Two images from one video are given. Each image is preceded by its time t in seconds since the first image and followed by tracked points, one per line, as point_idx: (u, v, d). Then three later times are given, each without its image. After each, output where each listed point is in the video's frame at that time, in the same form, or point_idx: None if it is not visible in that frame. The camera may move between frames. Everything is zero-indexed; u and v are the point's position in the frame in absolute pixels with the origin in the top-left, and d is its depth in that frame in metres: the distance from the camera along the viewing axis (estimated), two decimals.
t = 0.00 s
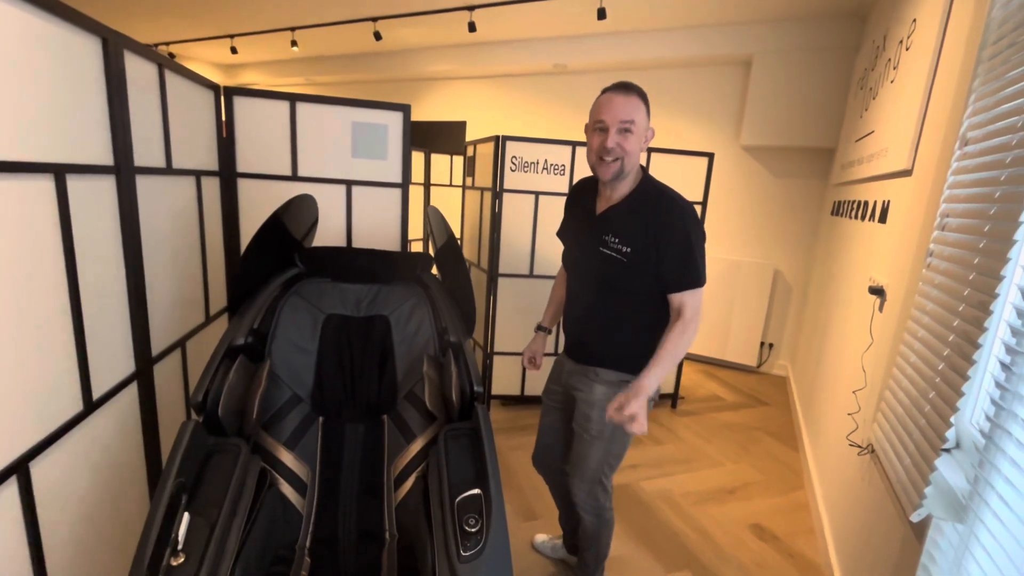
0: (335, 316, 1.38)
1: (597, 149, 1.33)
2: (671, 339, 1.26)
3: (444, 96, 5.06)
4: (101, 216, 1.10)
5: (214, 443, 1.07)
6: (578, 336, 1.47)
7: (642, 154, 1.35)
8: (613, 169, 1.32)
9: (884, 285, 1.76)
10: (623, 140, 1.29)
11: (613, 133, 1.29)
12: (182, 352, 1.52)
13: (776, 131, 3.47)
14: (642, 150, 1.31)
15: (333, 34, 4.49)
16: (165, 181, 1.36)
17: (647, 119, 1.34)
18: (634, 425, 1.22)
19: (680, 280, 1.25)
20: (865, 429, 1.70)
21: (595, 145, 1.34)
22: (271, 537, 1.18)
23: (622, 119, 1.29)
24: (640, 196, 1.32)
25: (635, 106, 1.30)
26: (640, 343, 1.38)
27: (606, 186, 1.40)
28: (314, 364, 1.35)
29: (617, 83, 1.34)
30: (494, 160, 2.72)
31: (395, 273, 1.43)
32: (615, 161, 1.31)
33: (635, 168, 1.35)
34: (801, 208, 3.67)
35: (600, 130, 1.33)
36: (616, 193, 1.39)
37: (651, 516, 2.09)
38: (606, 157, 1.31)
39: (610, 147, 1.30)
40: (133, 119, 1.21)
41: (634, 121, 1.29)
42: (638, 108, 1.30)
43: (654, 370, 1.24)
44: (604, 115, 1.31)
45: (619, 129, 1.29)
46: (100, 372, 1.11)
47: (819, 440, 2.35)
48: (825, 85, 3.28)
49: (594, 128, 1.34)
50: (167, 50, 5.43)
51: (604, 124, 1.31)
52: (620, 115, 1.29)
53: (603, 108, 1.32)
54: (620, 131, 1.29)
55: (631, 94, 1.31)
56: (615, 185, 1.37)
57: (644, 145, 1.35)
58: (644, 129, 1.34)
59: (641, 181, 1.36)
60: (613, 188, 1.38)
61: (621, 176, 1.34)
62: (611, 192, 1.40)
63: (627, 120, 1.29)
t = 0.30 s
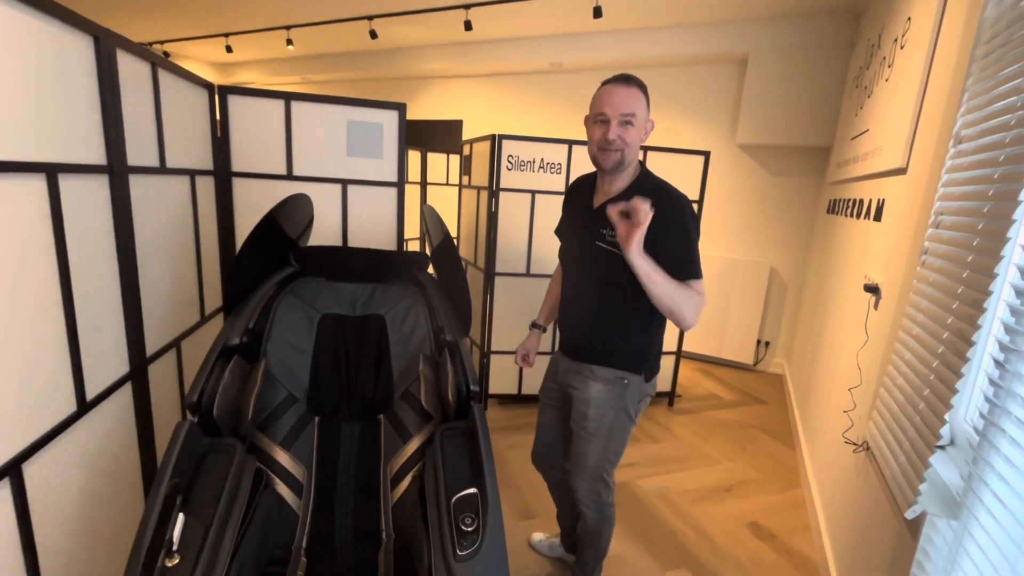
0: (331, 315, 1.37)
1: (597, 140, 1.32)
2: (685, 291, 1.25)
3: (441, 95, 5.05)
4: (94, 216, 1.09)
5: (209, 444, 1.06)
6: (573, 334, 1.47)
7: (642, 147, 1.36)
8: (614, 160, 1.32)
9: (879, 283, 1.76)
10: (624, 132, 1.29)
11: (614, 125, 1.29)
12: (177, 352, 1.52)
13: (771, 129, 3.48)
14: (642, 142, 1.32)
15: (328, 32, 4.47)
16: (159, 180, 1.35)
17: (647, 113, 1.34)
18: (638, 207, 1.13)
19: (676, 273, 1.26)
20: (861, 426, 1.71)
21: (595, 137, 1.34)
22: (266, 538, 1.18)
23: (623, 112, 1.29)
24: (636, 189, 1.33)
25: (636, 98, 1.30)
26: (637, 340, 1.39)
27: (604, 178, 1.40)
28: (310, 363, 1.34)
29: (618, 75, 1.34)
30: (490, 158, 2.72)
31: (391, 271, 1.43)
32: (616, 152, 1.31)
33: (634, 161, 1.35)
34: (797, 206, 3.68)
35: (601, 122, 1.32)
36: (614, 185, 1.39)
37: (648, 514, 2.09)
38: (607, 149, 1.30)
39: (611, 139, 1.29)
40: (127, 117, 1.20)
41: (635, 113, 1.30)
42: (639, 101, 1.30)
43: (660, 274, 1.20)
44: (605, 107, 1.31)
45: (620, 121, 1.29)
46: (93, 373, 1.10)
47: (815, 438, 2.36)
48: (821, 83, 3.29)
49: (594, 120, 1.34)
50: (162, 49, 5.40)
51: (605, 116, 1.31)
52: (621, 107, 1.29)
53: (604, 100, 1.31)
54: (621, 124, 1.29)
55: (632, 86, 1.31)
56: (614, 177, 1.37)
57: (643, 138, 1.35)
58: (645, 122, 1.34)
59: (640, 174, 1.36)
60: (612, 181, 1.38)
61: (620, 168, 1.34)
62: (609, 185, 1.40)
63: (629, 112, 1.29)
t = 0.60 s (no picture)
0: (326, 315, 1.37)
1: (596, 140, 1.32)
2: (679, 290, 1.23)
3: (437, 95, 5.04)
4: (87, 217, 1.08)
5: (205, 444, 1.06)
6: (569, 333, 1.47)
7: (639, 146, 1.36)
8: (612, 160, 1.32)
9: (874, 281, 1.77)
10: (623, 132, 1.30)
11: (613, 125, 1.29)
12: (172, 353, 1.51)
13: (767, 129, 3.49)
14: (640, 142, 1.32)
15: (324, 32, 4.47)
16: (153, 180, 1.34)
17: (645, 113, 1.34)
18: (629, 206, 1.13)
19: (668, 271, 1.26)
20: (856, 423, 1.72)
21: (593, 135, 1.34)
22: (263, 539, 1.18)
23: (622, 112, 1.29)
24: (631, 187, 1.33)
25: (635, 98, 1.30)
26: (632, 339, 1.39)
27: (599, 177, 1.41)
28: (306, 363, 1.34)
29: (618, 74, 1.33)
30: (487, 158, 2.72)
31: (387, 272, 1.42)
32: (615, 152, 1.31)
33: (631, 160, 1.36)
34: (793, 205, 3.69)
35: (600, 121, 1.32)
36: (609, 184, 1.39)
37: (645, 512, 2.10)
38: (606, 148, 1.31)
39: (610, 139, 1.30)
40: (121, 117, 1.19)
41: (634, 113, 1.30)
42: (638, 101, 1.31)
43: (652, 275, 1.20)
44: (605, 106, 1.30)
45: (619, 121, 1.29)
46: (88, 374, 1.10)
47: (811, 436, 2.37)
48: (817, 82, 3.30)
49: (593, 119, 1.34)
50: (156, 49, 5.38)
51: (604, 116, 1.31)
52: (621, 107, 1.29)
53: (604, 98, 1.31)
54: (621, 123, 1.30)
55: (632, 85, 1.31)
56: (611, 175, 1.37)
57: (641, 138, 1.36)
58: (642, 122, 1.34)
59: (635, 172, 1.37)
60: (607, 180, 1.39)
61: (617, 168, 1.35)
62: (605, 183, 1.40)
63: (628, 112, 1.29)
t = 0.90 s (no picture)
0: (325, 315, 1.37)
1: (597, 137, 1.32)
2: (656, 323, 1.21)
3: (434, 95, 5.05)
4: (85, 218, 1.08)
5: (203, 446, 1.06)
6: (567, 333, 1.47)
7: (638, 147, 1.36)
8: (611, 159, 1.32)
9: (870, 280, 1.78)
10: (624, 131, 1.30)
11: (615, 123, 1.30)
12: (170, 354, 1.51)
13: (763, 128, 3.50)
14: (641, 143, 1.32)
15: (321, 33, 4.46)
16: (150, 181, 1.34)
17: (645, 113, 1.35)
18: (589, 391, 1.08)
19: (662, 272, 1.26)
20: (853, 421, 1.73)
21: (593, 133, 1.34)
22: (262, 539, 1.18)
23: (624, 111, 1.30)
24: (628, 187, 1.33)
25: (636, 98, 1.31)
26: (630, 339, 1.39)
27: (597, 176, 1.41)
28: (304, 363, 1.34)
29: (619, 73, 1.34)
30: (484, 158, 2.72)
31: (385, 272, 1.43)
32: (614, 151, 1.31)
33: (629, 161, 1.36)
34: (790, 204, 3.70)
35: (601, 119, 1.33)
36: (607, 184, 1.40)
37: (644, 511, 2.10)
38: (605, 147, 1.31)
39: (611, 137, 1.30)
40: (118, 118, 1.19)
41: (635, 113, 1.31)
42: (639, 101, 1.31)
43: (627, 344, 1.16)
44: (607, 104, 1.31)
45: (620, 120, 1.30)
46: (86, 376, 1.10)
47: (808, 434, 2.37)
48: (812, 82, 3.31)
49: (594, 117, 1.34)
50: (152, 49, 5.37)
51: (606, 114, 1.31)
52: (622, 105, 1.30)
53: (606, 97, 1.32)
54: (622, 122, 1.30)
55: (632, 85, 1.31)
56: (608, 175, 1.37)
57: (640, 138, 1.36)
58: (642, 122, 1.35)
59: (633, 173, 1.37)
60: (605, 180, 1.39)
61: (615, 168, 1.35)
62: (602, 183, 1.40)
63: (629, 111, 1.30)
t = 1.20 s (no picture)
0: (322, 315, 1.37)
1: (592, 138, 1.32)
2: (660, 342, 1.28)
3: (432, 95, 5.04)
4: (81, 218, 1.08)
5: (201, 446, 1.06)
6: (565, 333, 1.47)
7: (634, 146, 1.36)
8: (607, 160, 1.32)
9: (867, 279, 1.79)
10: (619, 131, 1.30)
11: (610, 123, 1.30)
12: (167, 355, 1.50)
13: (760, 127, 3.51)
14: (636, 142, 1.32)
15: (318, 32, 4.45)
16: (147, 181, 1.34)
17: (641, 113, 1.34)
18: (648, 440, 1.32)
19: (658, 272, 1.26)
20: (850, 419, 1.73)
21: (589, 134, 1.34)
22: (260, 540, 1.18)
23: (618, 111, 1.30)
24: (625, 187, 1.33)
25: (631, 98, 1.31)
26: (628, 339, 1.39)
27: (594, 177, 1.41)
28: (302, 364, 1.34)
29: (614, 73, 1.34)
30: (482, 158, 2.72)
31: (382, 272, 1.42)
32: (610, 151, 1.31)
33: (625, 160, 1.36)
34: (787, 203, 3.71)
35: (596, 120, 1.33)
36: (603, 184, 1.39)
37: (642, 510, 2.11)
38: (600, 147, 1.31)
39: (606, 137, 1.30)
40: (113, 118, 1.19)
41: (631, 113, 1.30)
42: (634, 101, 1.31)
43: (648, 383, 1.29)
44: (602, 105, 1.31)
45: (615, 120, 1.30)
46: (83, 377, 1.09)
47: (806, 433, 2.38)
48: (810, 82, 3.32)
49: (590, 117, 1.34)
50: (148, 49, 5.36)
51: (601, 115, 1.31)
52: (617, 106, 1.30)
53: (600, 98, 1.31)
54: (617, 122, 1.30)
55: (627, 84, 1.31)
56: (604, 175, 1.37)
57: (637, 137, 1.35)
58: (638, 122, 1.35)
59: (629, 172, 1.37)
60: (601, 180, 1.39)
61: (611, 168, 1.34)
62: (598, 183, 1.40)
63: (625, 111, 1.30)
